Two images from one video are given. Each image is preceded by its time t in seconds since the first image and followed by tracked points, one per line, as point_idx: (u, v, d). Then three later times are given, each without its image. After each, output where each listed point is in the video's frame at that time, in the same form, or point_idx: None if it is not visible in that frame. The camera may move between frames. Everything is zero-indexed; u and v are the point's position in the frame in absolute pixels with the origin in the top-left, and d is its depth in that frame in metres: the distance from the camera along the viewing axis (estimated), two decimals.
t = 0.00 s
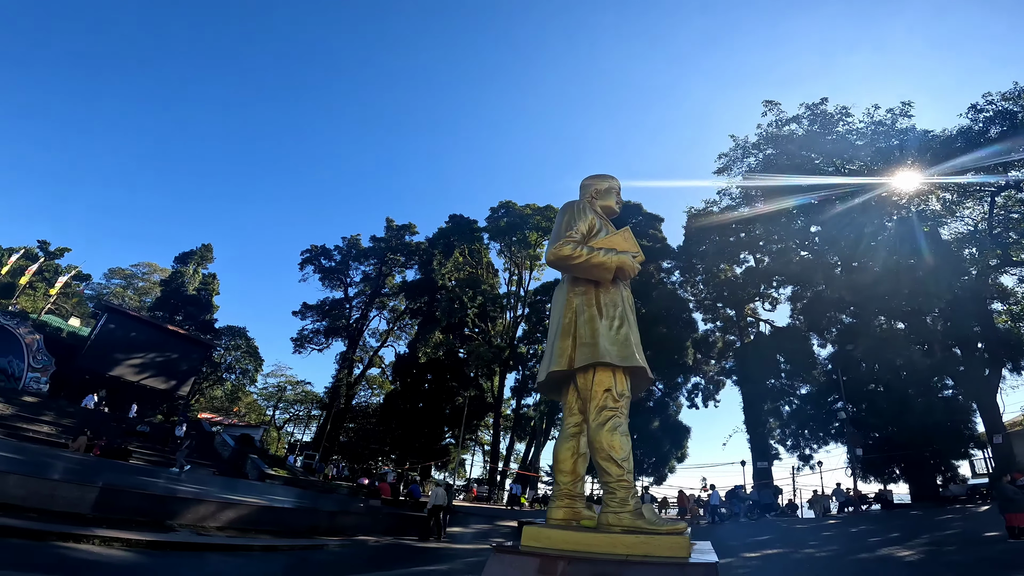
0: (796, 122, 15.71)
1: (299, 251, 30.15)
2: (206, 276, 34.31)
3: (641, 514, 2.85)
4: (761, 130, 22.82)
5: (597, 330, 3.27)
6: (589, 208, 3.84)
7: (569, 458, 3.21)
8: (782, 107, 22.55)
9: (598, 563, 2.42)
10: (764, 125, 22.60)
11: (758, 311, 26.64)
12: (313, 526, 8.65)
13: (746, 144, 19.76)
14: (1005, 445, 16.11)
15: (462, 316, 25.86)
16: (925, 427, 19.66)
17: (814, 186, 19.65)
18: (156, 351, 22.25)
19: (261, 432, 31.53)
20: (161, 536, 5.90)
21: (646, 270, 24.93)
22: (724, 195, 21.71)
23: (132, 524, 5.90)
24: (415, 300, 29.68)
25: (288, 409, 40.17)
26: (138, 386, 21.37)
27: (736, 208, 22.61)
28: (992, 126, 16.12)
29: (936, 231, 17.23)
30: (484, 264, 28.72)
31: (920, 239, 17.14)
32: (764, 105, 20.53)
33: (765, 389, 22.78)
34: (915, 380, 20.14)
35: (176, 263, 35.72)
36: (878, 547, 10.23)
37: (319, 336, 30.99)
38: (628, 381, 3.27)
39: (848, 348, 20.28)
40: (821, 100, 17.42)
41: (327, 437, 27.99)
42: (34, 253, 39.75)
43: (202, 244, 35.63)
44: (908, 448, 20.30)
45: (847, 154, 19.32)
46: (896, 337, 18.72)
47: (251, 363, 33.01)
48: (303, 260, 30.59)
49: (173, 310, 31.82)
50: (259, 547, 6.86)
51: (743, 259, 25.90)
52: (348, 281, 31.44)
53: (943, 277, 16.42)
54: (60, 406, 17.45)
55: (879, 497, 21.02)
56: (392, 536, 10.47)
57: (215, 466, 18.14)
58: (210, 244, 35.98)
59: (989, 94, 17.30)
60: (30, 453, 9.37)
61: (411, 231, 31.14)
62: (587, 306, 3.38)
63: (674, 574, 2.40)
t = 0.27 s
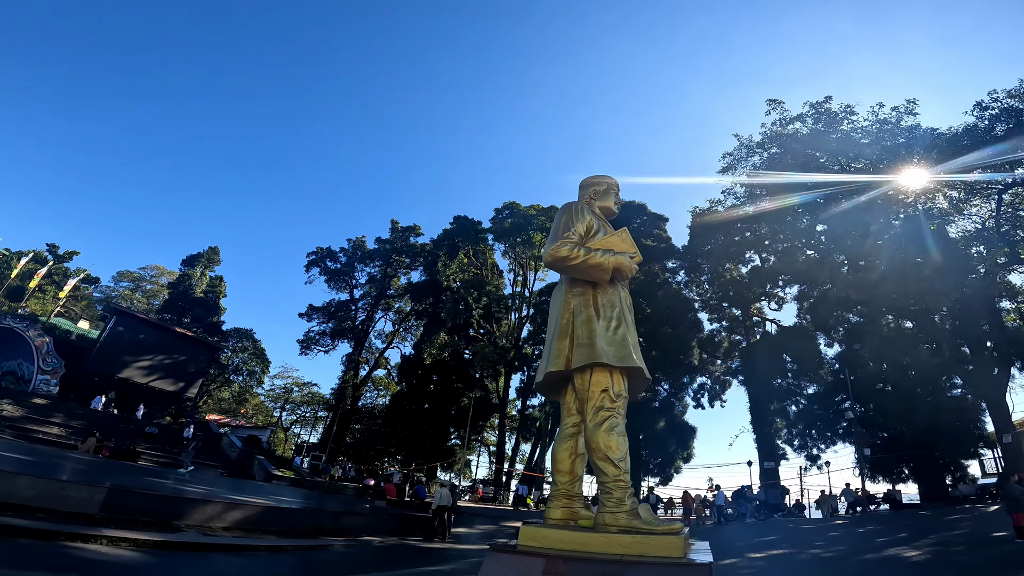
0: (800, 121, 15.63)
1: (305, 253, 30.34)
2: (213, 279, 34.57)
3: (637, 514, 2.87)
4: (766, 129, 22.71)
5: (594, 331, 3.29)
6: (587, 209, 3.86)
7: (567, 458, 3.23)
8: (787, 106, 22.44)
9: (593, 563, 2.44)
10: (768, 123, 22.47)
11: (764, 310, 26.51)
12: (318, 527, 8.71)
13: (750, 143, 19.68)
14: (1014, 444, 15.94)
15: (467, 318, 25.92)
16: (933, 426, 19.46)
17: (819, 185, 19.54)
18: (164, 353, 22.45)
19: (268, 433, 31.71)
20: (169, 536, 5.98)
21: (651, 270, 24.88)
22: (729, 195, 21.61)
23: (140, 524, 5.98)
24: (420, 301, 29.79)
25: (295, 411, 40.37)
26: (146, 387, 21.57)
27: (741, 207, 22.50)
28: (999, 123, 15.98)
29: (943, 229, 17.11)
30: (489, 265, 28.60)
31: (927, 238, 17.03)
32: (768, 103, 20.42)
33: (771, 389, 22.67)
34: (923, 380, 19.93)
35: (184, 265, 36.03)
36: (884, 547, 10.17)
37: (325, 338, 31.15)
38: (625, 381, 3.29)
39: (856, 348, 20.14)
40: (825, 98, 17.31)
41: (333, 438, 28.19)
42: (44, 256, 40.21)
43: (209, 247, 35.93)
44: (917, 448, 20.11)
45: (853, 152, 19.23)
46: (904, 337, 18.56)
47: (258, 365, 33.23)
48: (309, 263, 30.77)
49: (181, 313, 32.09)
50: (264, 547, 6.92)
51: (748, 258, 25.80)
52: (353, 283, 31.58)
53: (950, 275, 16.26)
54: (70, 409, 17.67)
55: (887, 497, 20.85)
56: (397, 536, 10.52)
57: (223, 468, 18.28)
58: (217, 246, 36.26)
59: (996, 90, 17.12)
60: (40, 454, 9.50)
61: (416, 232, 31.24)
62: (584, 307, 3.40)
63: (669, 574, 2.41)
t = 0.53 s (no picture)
0: (803, 119, 15.59)
1: (311, 255, 30.52)
2: (220, 281, 34.85)
3: (633, 513, 2.88)
4: (770, 127, 22.63)
5: (591, 331, 3.32)
6: (585, 209, 3.88)
7: (566, 457, 3.25)
8: (791, 104, 22.37)
9: (587, 559, 2.48)
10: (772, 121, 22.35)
11: (770, 310, 26.39)
12: (324, 527, 8.76)
13: (754, 142, 19.63)
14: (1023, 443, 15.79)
15: (472, 318, 26.00)
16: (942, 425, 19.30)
17: (824, 183, 19.44)
18: (173, 355, 22.65)
19: (275, 434, 31.89)
20: (175, 536, 6.04)
21: (656, 270, 24.84)
22: (733, 193, 21.51)
23: (148, 524, 6.05)
24: (425, 302, 29.91)
25: (302, 412, 40.55)
26: (155, 389, 21.79)
27: (747, 206, 22.39)
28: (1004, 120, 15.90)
29: (950, 227, 17.04)
30: (494, 265, 28.34)
31: (934, 237, 16.88)
32: (771, 102, 20.33)
33: (778, 388, 22.57)
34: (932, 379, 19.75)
35: (191, 268, 36.34)
36: (890, 547, 10.11)
37: (331, 339, 31.31)
38: (622, 381, 3.31)
39: (863, 347, 20.01)
40: (828, 96, 17.23)
41: (339, 439, 28.47)
42: (54, 259, 40.68)
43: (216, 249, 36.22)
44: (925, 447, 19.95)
45: (858, 150, 19.16)
46: (912, 336, 18.42)
47: (265, 366, 33.44)
48: (315, 264, 30.96)
49: (189, 314, 32.36)
50: (270, 547, 6.98)
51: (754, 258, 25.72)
52: (359, 284, 31.73)
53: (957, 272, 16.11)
54: (80, 410, 17.88)
55: (896, 497, 20.68)
56: (402, 536, 10.57)
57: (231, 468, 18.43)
58: (224, 248, 36.56)
59: (1002, 87, 17.02)
60: (51, 455, 9.64)
61: (421, 233, 31.35)
62: (582, 307, 3.42)
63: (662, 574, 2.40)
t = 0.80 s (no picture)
0: (808, 118, 15.51)
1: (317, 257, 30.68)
2: (227, 283, 35.11)
3: (629, 512, 2.90)
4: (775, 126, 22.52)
5: (588, 331, 3.34)
6: (583, 210, 3.91)
7: (564, 457, 3.28)
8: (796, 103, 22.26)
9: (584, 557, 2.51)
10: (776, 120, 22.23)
11: (777, 309, 26.25)
12: (329, 527, 8.82)
13: (759, 140, 19.53)
14: None
15: (477, 319, 26.04)
16: (951, 424, 19.13)
17: (830, 182, 19.32)
18: (181, 356, 22.83)
19: (281, 435, 32.07)
20: (183, 536, 6.11)
21: (661, 269, 24.76)
22: (738, 192, 21.41)
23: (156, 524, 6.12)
24: (430, 303, 30.01)
25: (308, 413, 40.72)
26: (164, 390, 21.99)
27: (752, 204, 22.27)
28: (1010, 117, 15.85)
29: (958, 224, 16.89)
30: (499, 266, 28.70)
31: (944, 233, 16.49)
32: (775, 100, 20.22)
33: (785, 387, 22.44)
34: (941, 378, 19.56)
35: (198, 270, 36.63)
36: (897, 547, 10.05)
37: (337, 340, 31.46)
38: (620, 380, 3.33)
39: (871, 346, 19.85)
40: (832, 95, 17.13)
41: (346, 440, 28.68)
42: (63, 263, 41.05)
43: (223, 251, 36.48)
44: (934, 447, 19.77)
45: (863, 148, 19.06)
46: (921, 335, 18.26)
47: (272, 367, 33.64)
48: (321, 266, 31.12)
49: (197, 316, 32.61)
50: (276, 547, 7.04)
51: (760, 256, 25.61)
52: (365, 285, 31.85)
53: (965, 270, 15.90)
54: (90, 412, 18.10)
55: (905, 497, 20.51)
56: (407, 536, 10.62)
57: (239, 469, 18.58)
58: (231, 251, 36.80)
59: (1009, 84, 16.91)
60: (61, 456, 9.79)
61: (426, 234, 31.43)
62: (579, 307, 3.45)
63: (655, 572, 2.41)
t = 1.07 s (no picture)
0: (813, 116, 15.40)
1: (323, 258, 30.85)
2: (235, 285, 35.36)
3: (626, 510, 2.92)
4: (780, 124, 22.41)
5: (585, 331, 3.36)
6: (581, 211, 3.94)
7: (562, 456, 3.30)
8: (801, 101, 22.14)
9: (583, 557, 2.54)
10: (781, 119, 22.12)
11: (783, 308, 26.11)
12: (334, 527, 8.89)
13: (764, 139, 19.43)
14: None
15: (483, 320, 26.08)
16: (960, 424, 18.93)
17: (835, 180, 19.20)
18: (189, 358, 23.04)
19: (289, 436, 32.27)
20: (190, 535, 6.19)
21: (666, 269, 24.69)
22: (743, 191, 21.31)
23: (164, 524, 6.20)
24: (436, 304, 30.11)
25: (316, 414, 40.90)
26: (172, 392, 22.19)
27: (757, 203, 22.17)
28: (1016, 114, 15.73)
29: (966, 222, 16.67)
30: (504, 267, 28.96)
31: (951, 233, 16.05)
32: (779, 99, 20.13)
33: (792, 387, 22.35)
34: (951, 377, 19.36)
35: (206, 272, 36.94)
36: (905, 547, 10.00)
37: (344, 342, 31.62)
38: (617, 380, 3.35)
39: (879, 345, 19.72)
40: (837, 93, 17.04)
41: (353, 441, 28.79)
42: (72, 266, 41.52)
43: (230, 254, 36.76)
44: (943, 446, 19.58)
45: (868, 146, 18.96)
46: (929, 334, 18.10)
47: (280, 369, 33.85)
48: (327, 268, 31.28)
49: (205, 318, 32.87)
50: (281, 546, 7.11)
51: (766, 255, 25.50)
52: (370, 287, 32.00)
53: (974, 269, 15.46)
54: (100, 413, 18.30)
55: (914, 496, 20.33)
56: (412, 537, 10.66)
57: (248, 470, 18.73)
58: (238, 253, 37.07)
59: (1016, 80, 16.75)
60: (71, 457, 9.93)
61: (431, 235, 31.52)
62: (577, 307, 3.48)
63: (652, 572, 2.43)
